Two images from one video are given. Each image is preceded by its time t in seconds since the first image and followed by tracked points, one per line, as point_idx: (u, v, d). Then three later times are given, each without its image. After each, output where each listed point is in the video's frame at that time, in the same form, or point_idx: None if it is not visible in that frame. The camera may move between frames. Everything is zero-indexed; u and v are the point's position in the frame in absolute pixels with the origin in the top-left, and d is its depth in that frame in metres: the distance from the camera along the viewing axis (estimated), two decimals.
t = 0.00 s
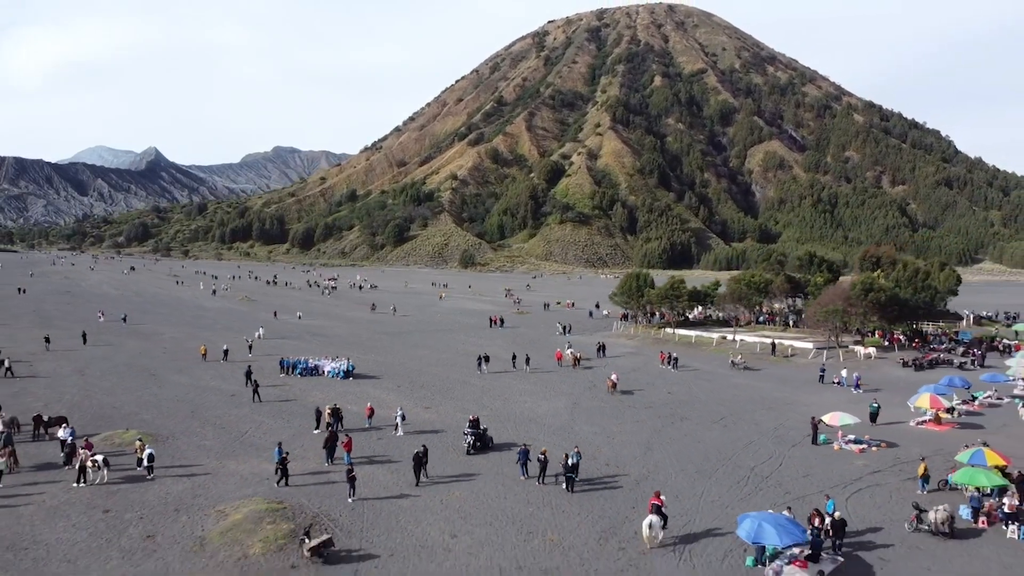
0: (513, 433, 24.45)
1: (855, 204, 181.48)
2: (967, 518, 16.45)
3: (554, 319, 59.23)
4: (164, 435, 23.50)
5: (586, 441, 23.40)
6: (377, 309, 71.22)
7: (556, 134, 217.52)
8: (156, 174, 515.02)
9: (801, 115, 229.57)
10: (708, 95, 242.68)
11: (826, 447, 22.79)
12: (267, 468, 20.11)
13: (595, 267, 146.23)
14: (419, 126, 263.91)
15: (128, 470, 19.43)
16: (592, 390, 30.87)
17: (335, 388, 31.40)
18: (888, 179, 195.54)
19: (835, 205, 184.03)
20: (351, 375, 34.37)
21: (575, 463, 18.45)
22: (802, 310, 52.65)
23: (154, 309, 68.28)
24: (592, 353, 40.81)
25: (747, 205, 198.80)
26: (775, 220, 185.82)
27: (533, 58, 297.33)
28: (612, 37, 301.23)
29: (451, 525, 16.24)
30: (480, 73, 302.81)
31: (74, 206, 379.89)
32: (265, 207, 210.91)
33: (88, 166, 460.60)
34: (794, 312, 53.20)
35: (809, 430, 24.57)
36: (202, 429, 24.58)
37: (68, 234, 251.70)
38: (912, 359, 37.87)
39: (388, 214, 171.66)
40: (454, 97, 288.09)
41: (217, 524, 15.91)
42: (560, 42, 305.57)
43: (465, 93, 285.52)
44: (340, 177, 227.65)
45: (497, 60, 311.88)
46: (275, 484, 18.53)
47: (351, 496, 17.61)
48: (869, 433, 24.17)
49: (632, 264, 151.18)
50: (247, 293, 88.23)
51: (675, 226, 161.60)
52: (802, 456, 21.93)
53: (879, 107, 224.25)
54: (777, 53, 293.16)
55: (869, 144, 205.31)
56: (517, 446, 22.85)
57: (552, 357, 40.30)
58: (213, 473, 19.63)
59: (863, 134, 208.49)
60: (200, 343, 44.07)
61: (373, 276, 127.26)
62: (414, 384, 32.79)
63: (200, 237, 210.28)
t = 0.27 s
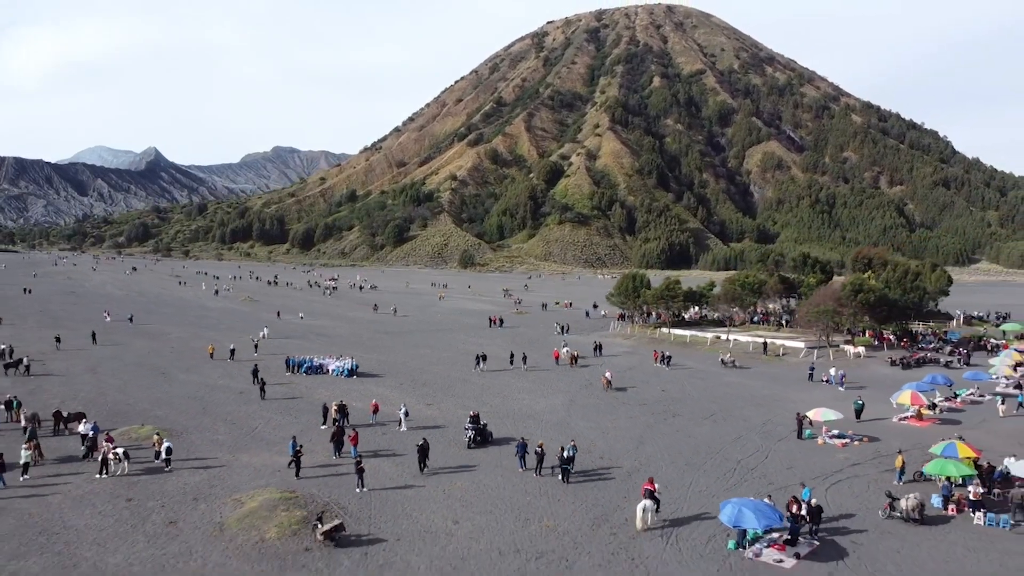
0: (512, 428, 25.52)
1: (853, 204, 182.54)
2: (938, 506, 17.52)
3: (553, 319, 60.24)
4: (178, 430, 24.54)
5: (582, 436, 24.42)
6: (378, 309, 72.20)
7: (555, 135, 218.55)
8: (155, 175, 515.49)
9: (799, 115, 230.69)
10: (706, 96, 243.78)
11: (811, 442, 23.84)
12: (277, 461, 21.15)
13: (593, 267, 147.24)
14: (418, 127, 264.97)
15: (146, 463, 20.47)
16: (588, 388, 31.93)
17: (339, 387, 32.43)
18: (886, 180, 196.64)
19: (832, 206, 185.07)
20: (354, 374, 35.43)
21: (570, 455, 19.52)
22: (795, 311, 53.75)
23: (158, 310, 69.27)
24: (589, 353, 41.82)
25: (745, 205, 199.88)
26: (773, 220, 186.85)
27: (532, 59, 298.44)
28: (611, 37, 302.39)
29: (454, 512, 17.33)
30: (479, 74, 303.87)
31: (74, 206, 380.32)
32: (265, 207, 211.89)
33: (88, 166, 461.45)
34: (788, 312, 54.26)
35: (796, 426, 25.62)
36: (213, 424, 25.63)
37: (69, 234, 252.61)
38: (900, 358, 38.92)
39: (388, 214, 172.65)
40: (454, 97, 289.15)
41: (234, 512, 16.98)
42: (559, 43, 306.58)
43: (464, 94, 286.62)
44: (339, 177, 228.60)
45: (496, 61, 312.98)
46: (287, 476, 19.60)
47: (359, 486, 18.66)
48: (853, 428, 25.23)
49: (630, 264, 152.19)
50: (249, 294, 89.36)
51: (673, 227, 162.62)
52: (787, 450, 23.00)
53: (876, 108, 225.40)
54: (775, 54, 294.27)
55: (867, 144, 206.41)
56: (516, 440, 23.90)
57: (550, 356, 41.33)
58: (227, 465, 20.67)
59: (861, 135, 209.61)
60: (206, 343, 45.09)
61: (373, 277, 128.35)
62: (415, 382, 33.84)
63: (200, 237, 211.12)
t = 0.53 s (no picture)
0: (510, 424, 26.60)
1: (851, 205, 183.56)
2: (913, 496, 18.62)
3: (551, 319, 61.29)
4: (191, 426, 25.61)
5: (578, 432, 25.48)
6: (379, 310, 73.23)
7: (554, 135, 219.56)
8: (155, 174, 515.99)
9: (797, 116, 231.74)
10: (705, 97, 244.88)
11: (796, 436, 24.93)
12: (287, 454, 22.21)
13: (592, 267, 148.29)
14: (418, 127, 265.96)
15: (163, 456, 21.54)
16: (584, 385, 32.99)
17: (343, 385, 33.48)
18: (883, 180, 197.64)
19: (830, 206, 186.13)
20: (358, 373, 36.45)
21: (566, 448, 20.61)
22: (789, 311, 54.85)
23: (163, 310, 70.26)
24: (585, 352, 42.85)
25: (743, 205, 200.95)
26: (771, 220, 187.89)
27: (532, 59, 299.46)
28: (610, 38, 303.50)
29: (456, 501, 18.39)
30: (478, 74, 304.85)
31: (74, 206, 380.84)
32: (265, 207, 212.84)
33: (88, 166, 462.08)
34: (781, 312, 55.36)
35: (783, 422, 26.72)
36: (224, 420, 26.70)
37: (70, 235, 253.53)
38: (888, 357, 40.00)
39: (388, 215, 173.63)
40: (453, 97, 290.15)
41: (249, 500, 18.06)
42: (558, 44, 307.52)
43: (463, 94, 287.60)
44: (339, 177, 229.77)
45: (495, 61, 313.99)
46: (297, 468, 20.68)
47: (367, 476, 19.75)
48: (837, 423, 26.33)
49: (629, 264, 153.27)
50: (252, 294, 90.44)
51: (671, 227, 163.61)
52: (774, 444, 24.10)
53: (874, 109, 226.57)
54: (774, 55, 295.37)
55: (865, 145, 207.47)
56: (514, 435, 24.99)
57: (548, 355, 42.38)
58: (239, 457, 21.75)
59: (859, 136, 210.68)
60: (213, 342, 46.14)
61: (373, 277, 129.47)
62: (417, 380, 34.89)
63: (201, 237, 211.93)
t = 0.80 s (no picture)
0: (510, 420, 27.68)
1: (848, 205, 184.60)
2: (890, 486, 19.69)
3: (549, 319, 62.38)
4: (202, 422, 26.67)
5: (574, 427, 26.55)
6: (379, 310, 74.27)
7: (553, 136, 220.57)
8: (155, 175, 516.55)
9: (795, 117, 232.82)
10: (703, 97, 246.00)
11: (783, 431, 26.04)
12: (296, 448, 23.24)
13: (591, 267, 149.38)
14: (417, 127, 266.97)
15: (178, 450, 22.59)
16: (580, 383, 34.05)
17: (348, 383, 34.54)
18: (881, 181, 198.68)
19: (828, 206, 187.18)
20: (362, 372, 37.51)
21: (562, 442, 21.70)
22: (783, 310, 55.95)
23: (167, 310, 71.27)
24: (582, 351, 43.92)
25: (741, 206, 202.04)
26: (769, 221, 188.95)
27: (531, 59, 300.46)
28: (609, 39, 304.65)
29: (458, 491, 19.47)
30: (477, 74, 305.81)
31: (74, 206, 381.56)
32: (266, 208, 213.77)
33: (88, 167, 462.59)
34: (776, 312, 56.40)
35: (771, 418, 27.80)
36: (235, 416, 27.75)
37: (70, 235, 254.44)
38: (877, 355, 41.14)
39: (387, 215, 174.69)
40: (452, 98, 291.17)
41: (262, 490, 19.14)
42: (557, 44, 308.45)
43: (463, 95, 288.55)
44: (339, 177, 230.81)
45: (495, 62, 315.03)
46: (307, 461, 21.77)
47: (373, 468, 20.83)
48: (824, 419, 27.43)
49: (627, 265, 154.38)
50: (254, 294, 91.53)
51: (670, 227, 164.61)
52: (762, 438, 25.17)
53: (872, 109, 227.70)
54: (772, 55, 296.47)
55: (863, 146, 208.61)
56: (513, 430, 26.06)
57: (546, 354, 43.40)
58: (251, 451, 22.83)
59: (857, 136, 211.78)
60: (219, 342, 47.18)
61: (374, 277, 130.52)
62: (419, 379, 35.93)
63: (201, 237, 212.79)
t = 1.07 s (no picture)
0: (508, 417, 28.76)
1: (846, 205, 185.56)
2: (868, 478, 20.76)
3: (548, 319, 63.46)
4: (213, 418, 27.70)
5: (569, 424, 27.58)
6: (381, 310, 75.45)
7: (552, 137, 221.68)
8: (154, 175, 517.06)
9: (794, 117, 233.91)
10: (702, 98, 247.15)
11: (771, 427, 27.10)
12: (304, 443, 24.26)
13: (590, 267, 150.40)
14: (417, 128, 268.10)
15: (192, 445, 23.66)
16: (577, 381, 35.10)
17: (350, 381, 35.61)
18: (879, 181, 199.63)
19: (826, 207, 188.20)
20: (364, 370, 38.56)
21: (557, 436, 22.80)
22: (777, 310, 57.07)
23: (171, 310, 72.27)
24: (580, 350, 44.95)
25: (740, 206, 202.94)
26: (768, 221, 189.96)
27: (530, 60, 301.72)
28: (608, 39, 305.81)
29: (459, 482, 20.55)
30: (476, 75, 306.99)
31: (74, 206, 382.09)
32: (266, 208, 214.69)
33: (87, 167, 463.36)
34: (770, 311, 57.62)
35: (761, 413, 28.92)
36: (244, 413, 28.78)
37: (71, 235, 255.43)
38: (867, 354, 42.26)
39: (387, 216, 175.79)
40: (452, 98, 292.36)
41: (274, 481, 20.25)
42: (557, 45, 309.56)
43: (462, 95, 289.55)
44: (339, 178, 231.86)
45: (494, 62, 316.17)
46: (315, 454, 22.80)
47: (379, 461, 21.88)
48: (810, 415, 28.55)
49: (626, 265, 155.45)
50: (256, 294, 92.62)
51: (669, 227, 165.51)
52: (750, 434, 26.24)
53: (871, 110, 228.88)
54: (771, 56, 297.64)
55: (861, 146, 209.62)
56: (511, 426, 27.15)
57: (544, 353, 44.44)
58: (262, 446, 23.89)
59: (855, 137, 212.87)
60: (224, 341, 48.24)
61: (374, 278, 131.53)
62: (420, 377, 36.96)
63: (201, 237, 213.60)
